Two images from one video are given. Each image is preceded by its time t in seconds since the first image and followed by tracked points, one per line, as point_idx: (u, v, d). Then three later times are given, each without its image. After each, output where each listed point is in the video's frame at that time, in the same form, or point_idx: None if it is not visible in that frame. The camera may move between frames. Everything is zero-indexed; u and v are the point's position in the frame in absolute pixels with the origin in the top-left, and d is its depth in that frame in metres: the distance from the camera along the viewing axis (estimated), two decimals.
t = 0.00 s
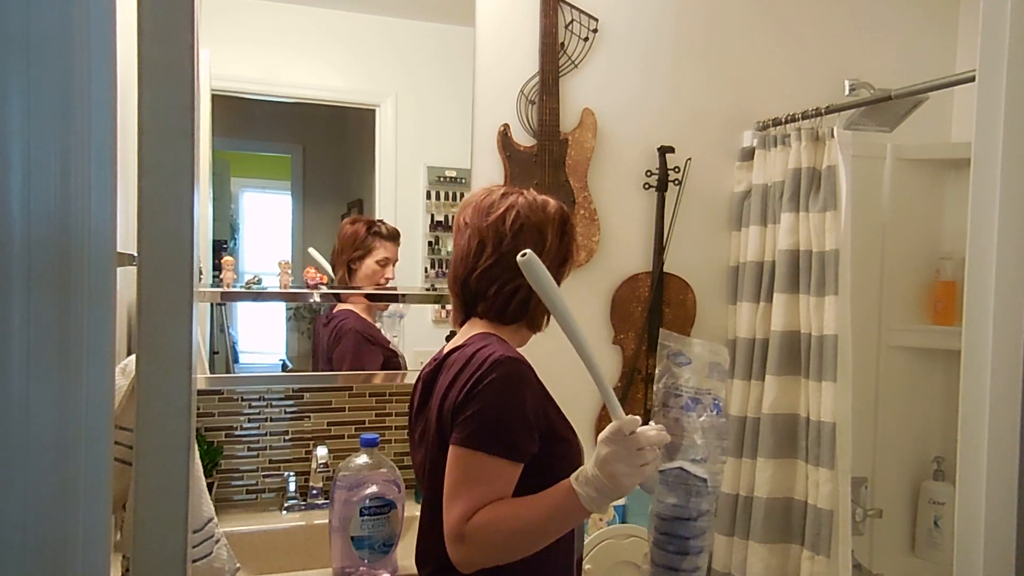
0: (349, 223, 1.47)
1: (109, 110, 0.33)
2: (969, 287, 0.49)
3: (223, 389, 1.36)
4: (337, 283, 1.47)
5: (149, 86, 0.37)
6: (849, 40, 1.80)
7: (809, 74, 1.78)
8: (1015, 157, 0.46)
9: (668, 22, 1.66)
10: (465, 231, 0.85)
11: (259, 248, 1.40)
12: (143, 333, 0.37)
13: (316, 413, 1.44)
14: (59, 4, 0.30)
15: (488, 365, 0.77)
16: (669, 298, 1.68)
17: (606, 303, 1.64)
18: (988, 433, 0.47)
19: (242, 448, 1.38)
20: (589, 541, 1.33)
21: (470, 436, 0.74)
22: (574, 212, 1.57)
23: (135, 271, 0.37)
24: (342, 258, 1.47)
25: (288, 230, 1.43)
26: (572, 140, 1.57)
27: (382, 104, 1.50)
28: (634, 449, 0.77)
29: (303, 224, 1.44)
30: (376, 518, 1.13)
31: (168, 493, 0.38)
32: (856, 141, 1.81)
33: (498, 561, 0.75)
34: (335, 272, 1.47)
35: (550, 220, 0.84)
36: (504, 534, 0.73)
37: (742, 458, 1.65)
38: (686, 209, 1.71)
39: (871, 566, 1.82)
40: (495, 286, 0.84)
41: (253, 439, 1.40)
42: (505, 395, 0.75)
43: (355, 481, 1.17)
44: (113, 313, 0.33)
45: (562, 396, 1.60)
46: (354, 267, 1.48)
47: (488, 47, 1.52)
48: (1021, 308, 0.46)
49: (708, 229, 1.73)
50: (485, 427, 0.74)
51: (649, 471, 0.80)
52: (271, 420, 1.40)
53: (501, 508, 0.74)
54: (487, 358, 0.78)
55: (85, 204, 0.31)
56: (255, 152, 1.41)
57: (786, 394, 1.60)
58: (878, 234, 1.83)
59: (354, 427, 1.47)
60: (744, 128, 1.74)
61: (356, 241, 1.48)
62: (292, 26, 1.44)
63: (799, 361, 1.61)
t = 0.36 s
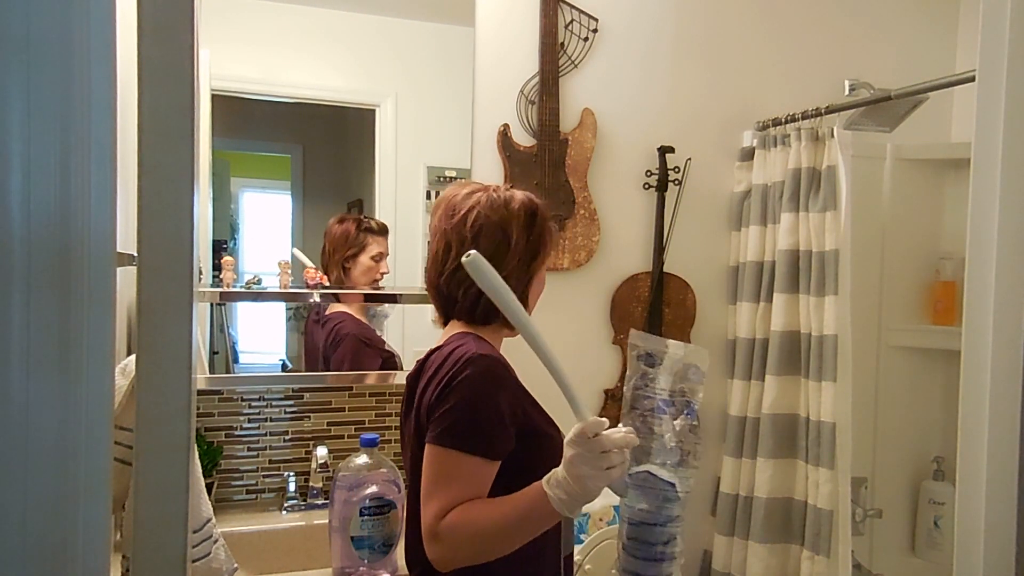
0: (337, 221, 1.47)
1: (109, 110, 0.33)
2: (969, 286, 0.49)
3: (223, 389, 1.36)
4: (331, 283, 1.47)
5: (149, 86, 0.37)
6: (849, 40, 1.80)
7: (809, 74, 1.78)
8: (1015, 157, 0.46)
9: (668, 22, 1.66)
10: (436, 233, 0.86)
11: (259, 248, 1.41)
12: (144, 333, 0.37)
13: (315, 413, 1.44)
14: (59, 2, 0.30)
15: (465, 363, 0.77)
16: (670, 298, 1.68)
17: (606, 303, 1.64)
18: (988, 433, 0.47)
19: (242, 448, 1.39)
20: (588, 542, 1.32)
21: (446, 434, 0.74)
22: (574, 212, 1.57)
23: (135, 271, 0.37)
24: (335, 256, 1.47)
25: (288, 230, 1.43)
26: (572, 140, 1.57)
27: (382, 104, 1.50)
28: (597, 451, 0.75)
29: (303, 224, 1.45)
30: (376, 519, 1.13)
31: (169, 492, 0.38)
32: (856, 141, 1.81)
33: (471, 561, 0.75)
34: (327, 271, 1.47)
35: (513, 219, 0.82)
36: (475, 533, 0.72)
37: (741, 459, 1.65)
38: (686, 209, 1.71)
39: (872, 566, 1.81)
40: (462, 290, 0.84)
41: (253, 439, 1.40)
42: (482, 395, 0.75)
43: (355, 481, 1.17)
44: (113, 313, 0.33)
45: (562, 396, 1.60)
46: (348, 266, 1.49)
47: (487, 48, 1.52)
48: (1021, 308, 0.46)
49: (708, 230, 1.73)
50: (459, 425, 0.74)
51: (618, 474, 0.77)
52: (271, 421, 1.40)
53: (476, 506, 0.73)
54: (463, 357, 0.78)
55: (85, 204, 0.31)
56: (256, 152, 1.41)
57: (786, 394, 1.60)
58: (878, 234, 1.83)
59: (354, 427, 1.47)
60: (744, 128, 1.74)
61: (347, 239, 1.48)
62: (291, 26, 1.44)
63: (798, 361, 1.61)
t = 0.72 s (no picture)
0: (336, 220, 1.46)
1: (108, 110, 0.33)
2: (969, 286, 0.49)
3: (223, 389, 1.36)
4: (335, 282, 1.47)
5: (150, 87, 0.37)
6: (849, 39, 1.80)
7: (809, 74, 1.78)
8: (1015, 156, 0.46)
9: (667, 22, 1.66)
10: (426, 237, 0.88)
11: (259, 248, 1.40)
12: (144, 333, 0.37)
13: (315, 413, 1.44)
14: (60, 3, 0.30)
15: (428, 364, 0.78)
16: (670, 298, 1.68)
17: (606, 303, 1.64)
18: (988, 432, 0.47)
19: (242, 448, 1.38)
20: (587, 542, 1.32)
21: (407, 436, 0.75)
22: (574, 212, 1.57)
23: (136, 271, 0.37)
24: (337, 257, 1.47)
25: (288, 230, 1.43)
26: (572, 141, 1.57)
27: (382, 103, 1.50)
28: (527, 472, 0.65)
29: (303, 224, 1.44)
30: (375, 519, 1.13)
31: (169, 492, 0.38)
32: (857, 141, 1.81)
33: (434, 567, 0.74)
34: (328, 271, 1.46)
35: (473, 212, 0.80)
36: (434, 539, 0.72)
37: (741, 459, 1.65)
38: (686, 209, 1.71)
39: (872, 566, 1.82)
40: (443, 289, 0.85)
41: (253, 439, 1.40)
42: (446, 395, 0.75)
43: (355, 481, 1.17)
44: (113, 313, 0.33)
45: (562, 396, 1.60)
46: (352, 266, 1.48)
47: (487, 47, 1.53)
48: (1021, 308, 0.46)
49: (708, 230, 1.73)
50: (422, 428, 0.74)
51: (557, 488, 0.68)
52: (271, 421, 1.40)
53: (437, 511, 0.73)
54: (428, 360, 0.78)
55: (85, 206, 0.31)
56: (256, 152, 1.40)
57: (786, 394, 1.61)
58: (878, 234, 1.83)
59: (354, 427, 1.46)
60: (744, 128, 1.74)
61: (348, 240, 1.47)
62: (292, 26, 1.44)
63: (799, 361, 1.61)
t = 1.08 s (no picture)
0: (347, 224, 1.47)
1: (108, 110, 0.33)
2: (970, 285, 0.48)
3: (223, 389, 1.37)
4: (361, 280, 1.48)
5: (150, 87, 0.37)
6: (849, 40, 1.80)
7: (809, 74, 1.78)
8: (1015, 156, 0.46)
9: (667, 22, 1.66)
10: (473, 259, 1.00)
11: (259, 248, 1.40)
12: (144, 333, 0.37)
13: (314, 413, 1.44)
14: (59, 4, 0.30)
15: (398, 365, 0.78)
16: (670, 298, 1.68)
17: (606, 303, 1.64)
18: (988, 432, 0.47)
19: (241, 448, 1.39)
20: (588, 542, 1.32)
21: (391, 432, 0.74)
22: (574, 212, 1.57)
23: (134, 271, 0.37)
24: (353, 258, 1.47)
25: (288, 230, 1.42)
26: (572, 140, 1.57)
27: (382, 104, 1.50)
28: (421, 474, 0.61)
29: (303, 224, 1.43)
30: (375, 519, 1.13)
31: (169, 493, 0.38)
32: (856, 141, 1.81)
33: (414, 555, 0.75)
34: (345, 275, 1.46)
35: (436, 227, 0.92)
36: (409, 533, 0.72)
37: (741, 458, 1.65)
38: (686, 209, 1.71)
39: (872, 566, 1.82)
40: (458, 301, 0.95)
41: (253, 439, 1.41)
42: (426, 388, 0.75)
43: (354, 481, 1.17)
44: (113, 313, 0.33)
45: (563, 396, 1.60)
46: (381, 266, 1.49)
47: (487, 48, 1.53)
48: (1020, 308, 0.46)
49: (708, 229, 1.73)
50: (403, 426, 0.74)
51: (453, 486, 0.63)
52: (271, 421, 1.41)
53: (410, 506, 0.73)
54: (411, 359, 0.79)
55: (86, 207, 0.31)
56: (256, 152, 1.40)
57: (786, 394, 1.60)
58: (878, 235, 1.83)
59: (355, 427, 1.46)
60: (744, 128, 1.74)
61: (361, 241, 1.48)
62: (292, 26, 1.44)
63: (798, 361, 1.61)
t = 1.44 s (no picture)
0: (394, 227, 1.49)
1: (108, 110, 0.33)
2: (970, 285, 0.48)
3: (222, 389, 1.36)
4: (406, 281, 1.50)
5: (150, 85, 0.37)
6: (849, 40, 1.81)
7: (809, 74, 1.78)
8: (1016, 155, 0.46)
9: (667, 22, 1.66)
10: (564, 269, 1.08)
11: (259, 248, 1.40)
12: (144, 333, 0.37)
13: (315, 413, 1.44)
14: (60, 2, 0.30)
15: (450, 364, 0.96)
16: (670, 298, 1.68)
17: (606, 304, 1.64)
18: (988, 432, 0.47)
19: (241, 448, 1.39)
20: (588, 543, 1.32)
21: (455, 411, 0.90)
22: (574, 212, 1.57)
23: (135, 271, 0.37)
24: (406, 259, 1.50)
25: (288, 230, 1.42)
26: (572, 140, 1.57)
27: (382, 103, 1.50)
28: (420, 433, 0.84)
29: (303, 223, 1.43)
30: (375, 519, 1.13)
31: (170, 493, 0.38)
32: (856, 141, 1.81)
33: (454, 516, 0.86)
34: (398, 275, 1.49)
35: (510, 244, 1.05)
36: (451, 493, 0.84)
37: (741, 459, 1.65)
38: (686, 209, 1.71)
39: (872, 566, 1.82)
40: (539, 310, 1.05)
41: (253, 439, 1.41)
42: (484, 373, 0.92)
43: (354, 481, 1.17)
44: (113, 312, 0.33)
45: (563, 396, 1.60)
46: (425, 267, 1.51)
47: (486, 48, 1.53)
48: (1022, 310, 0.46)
49: (708, 229, 1.73)
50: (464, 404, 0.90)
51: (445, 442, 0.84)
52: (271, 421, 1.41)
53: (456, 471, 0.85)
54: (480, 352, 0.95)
55: (85, 206, 0.31)
56: (256, 151, 1.40)
57: (786, 394, 1.60)
58: (878, 235, 1.83)
59: (354, 427, 1.48)
60: (744, 128, 1.74)
61: (413, 241, 1.51)
62: (292, 26, 1.44)
63: (798, 361, 1.61)
